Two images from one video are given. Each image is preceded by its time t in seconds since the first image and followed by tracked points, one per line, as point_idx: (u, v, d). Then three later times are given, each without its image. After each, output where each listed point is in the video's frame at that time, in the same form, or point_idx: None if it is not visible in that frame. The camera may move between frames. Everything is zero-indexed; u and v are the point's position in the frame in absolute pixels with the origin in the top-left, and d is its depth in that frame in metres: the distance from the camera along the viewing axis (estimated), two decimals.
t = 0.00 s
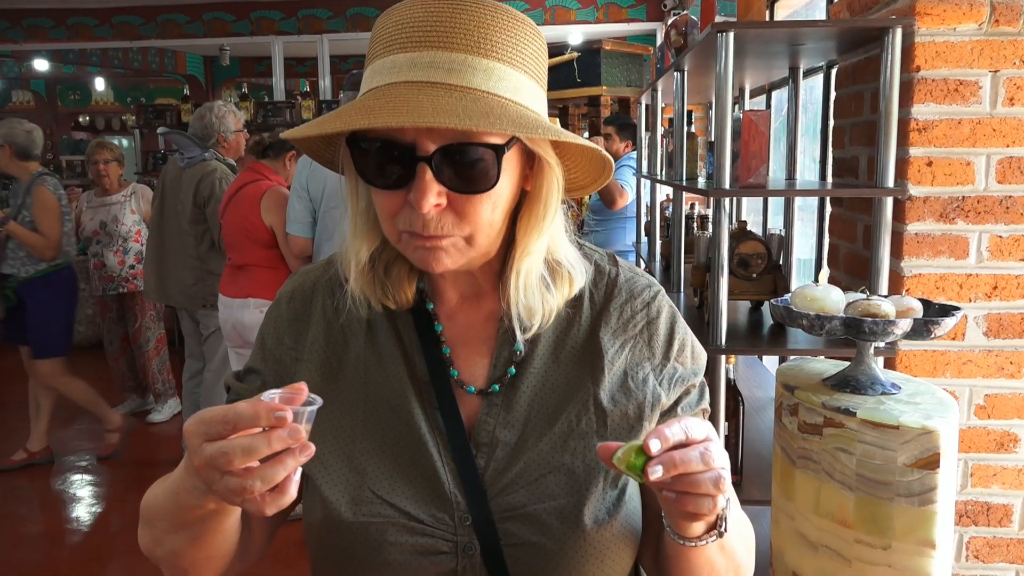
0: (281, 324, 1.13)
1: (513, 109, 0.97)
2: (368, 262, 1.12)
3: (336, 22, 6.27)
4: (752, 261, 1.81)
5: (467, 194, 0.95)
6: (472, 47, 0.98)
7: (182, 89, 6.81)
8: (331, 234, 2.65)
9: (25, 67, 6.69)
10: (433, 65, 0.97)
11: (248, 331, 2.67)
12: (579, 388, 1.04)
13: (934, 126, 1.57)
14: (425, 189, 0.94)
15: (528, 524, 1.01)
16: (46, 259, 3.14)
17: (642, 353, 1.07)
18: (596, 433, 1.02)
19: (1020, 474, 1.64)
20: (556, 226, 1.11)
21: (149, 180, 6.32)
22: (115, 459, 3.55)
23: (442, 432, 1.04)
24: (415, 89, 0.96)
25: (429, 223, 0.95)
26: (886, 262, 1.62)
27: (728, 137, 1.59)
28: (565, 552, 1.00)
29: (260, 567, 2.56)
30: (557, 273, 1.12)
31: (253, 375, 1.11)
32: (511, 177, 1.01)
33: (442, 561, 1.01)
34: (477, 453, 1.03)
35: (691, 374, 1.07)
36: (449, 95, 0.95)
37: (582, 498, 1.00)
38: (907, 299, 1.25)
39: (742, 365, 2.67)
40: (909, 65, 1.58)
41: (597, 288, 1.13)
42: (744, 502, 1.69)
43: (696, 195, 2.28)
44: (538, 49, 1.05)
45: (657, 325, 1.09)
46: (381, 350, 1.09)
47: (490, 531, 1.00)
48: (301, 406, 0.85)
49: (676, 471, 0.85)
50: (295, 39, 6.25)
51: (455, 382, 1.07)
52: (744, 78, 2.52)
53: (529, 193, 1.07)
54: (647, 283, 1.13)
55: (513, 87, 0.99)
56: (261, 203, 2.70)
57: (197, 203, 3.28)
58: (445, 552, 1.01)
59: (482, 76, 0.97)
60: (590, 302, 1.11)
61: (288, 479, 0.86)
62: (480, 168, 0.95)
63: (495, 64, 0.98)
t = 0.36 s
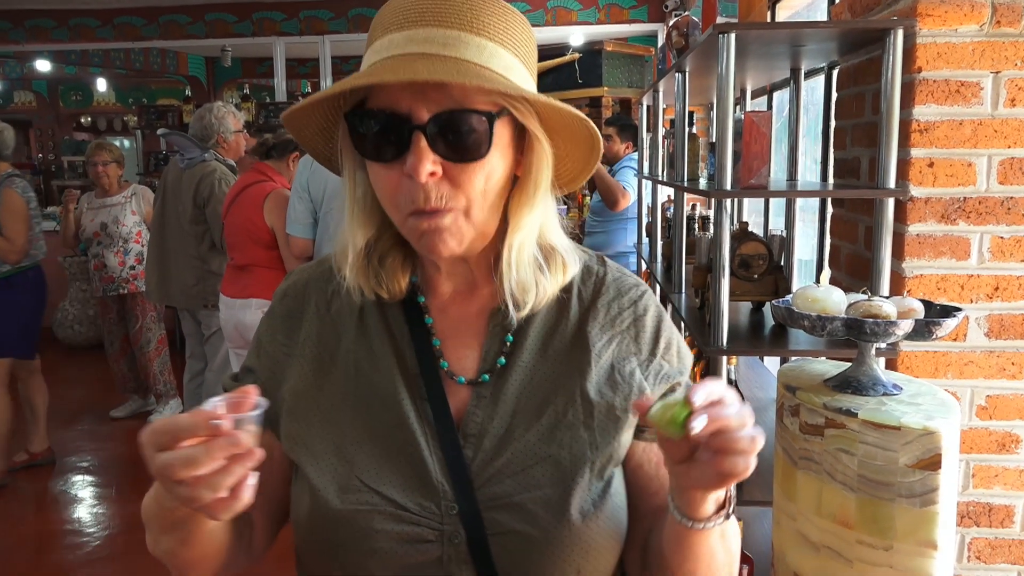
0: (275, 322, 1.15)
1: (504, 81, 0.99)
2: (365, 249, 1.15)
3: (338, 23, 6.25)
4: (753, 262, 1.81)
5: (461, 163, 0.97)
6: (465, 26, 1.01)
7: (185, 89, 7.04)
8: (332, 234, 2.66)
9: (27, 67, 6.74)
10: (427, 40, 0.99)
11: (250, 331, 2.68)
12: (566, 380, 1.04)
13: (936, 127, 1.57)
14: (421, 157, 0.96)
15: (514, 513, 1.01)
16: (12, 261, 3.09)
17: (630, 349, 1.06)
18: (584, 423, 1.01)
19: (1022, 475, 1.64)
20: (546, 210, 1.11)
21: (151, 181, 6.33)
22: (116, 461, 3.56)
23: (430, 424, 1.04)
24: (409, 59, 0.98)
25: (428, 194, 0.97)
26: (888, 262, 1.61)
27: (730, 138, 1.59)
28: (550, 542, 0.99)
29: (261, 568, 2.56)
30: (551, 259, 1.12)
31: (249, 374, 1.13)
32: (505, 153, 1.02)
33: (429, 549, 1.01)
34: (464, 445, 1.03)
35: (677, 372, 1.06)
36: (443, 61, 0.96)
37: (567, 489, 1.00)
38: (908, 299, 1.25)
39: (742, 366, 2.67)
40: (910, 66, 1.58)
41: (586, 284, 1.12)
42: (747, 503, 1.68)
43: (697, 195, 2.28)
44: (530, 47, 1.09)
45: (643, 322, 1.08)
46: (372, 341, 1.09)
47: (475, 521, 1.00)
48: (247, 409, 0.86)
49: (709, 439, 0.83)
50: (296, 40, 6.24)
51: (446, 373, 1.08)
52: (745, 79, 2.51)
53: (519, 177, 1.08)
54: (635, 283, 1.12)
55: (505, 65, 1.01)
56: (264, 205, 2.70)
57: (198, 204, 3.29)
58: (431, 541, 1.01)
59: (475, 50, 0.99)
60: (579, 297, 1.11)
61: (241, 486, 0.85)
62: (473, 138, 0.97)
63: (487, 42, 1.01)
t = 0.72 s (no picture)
0: (248, 317, 1.15)
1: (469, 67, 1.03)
2: (343, 248, 1.17)
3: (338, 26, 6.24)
4: (754, 263, 1.81)
5: (434, 147, 1.01)
6: (428, 17, 1.05)
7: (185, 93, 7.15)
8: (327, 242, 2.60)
9: (28, 71, 6.85)
10: (392, 32, 1.03)
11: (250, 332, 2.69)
12: (536, 373, 1.04)
13: (937, 128, 1.57)
14: (393, 141, 1.00)
15: (480, 502, 1.01)
16: None
17: (599, 348, 1.05)
18: (552, 414, 1.01)
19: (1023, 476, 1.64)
20: (517, 192, 1.14)
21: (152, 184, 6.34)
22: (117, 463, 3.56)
23: (399, 415, 1.04)
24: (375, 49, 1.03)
25: (401, 176, 1.01)
26: (889, 263, 1.61)
27: (731, 140, 1.59)
28: (515, 529, 1.00)
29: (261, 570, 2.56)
30: (526, 242, 1.15)
31: (221, 367, 1.12)
32: (474, 141, 1.06)
33: (394, 537, 1.01)
34: (432, 435, 1.03)
35: (645, 372, 1.06)
36: (407, 51, 1.01)
37: (534, 479, 1.00)
38: (909, 300, 1.25)
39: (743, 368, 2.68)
40: (911, 67, 1.58)
41: (557, 286, 1.12)
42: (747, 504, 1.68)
43: (698, 198, 2.29)
44: (493, 43, 1.13)
45: (613, 323, 1.07)
46: (343, 333, 1.09)
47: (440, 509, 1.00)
48: (166, 402, 0.90)
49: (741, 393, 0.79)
50: (298, 42, 6.25)
51: (417, 365, 1.07)
52: (745, 80, 2.52)
53: (489, 162, 1.10)
54: (604, 287, 1.13)
55: (469, 53, 1.06)
56: (268, 207, 2.71)
57: (196, 205, 3.29)
58: (396, 528, 1.01)
59: (437, 39, 1.03)
60: (549, 298, 1.11)
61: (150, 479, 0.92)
62: (445, 124, 1.02)
63: (451, 32, 1.05)
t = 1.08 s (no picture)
0: (208, 325, 1.19)
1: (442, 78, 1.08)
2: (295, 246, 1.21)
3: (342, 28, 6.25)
4: (759, 265, 1.80)
5: (401, 150, 1.05)
6: (408, 27, 1.09)
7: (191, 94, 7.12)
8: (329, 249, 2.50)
9: (34, 71, 6.72)
10: (371, 36, 1.07)
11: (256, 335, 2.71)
12: (493, 375, 1.07)
13: (942, 131, 1.57)
14: (363, 142, 1.03)
15: (436, 502, 1.03)
16: None
17: (556, 350, 1.09)
18: (506, 414, 1.05)
19: None
20: (474, 208, 1.18)
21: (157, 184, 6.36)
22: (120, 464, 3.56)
23: (355, 416, 1.07)
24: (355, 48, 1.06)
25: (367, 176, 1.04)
26: (894, 266, 1.61)
27: (736, 142, 1.59)
28: (471, 528, 1.02)
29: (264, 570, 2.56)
30: (481, 256, 1.18)
31: (179, 373, 1.16)
32: (440, 149, 1.10)
33: (349, 538, 1.04)
34: (389, 436, 1.06)
35: (602, 375, 1.10)
36: (384, 54, 1.04)
37: (489, 479, 1.03)
38: (915, 304, 1.25)
39: (748, 369, 2.68)
40: (917, 70, 1.57)
41: (514, 290, 1.17)
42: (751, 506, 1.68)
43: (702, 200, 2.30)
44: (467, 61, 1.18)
45: (570, 325, 1.12)
46: (301, 337, 1.13)
47: (396, 509, 1.02)
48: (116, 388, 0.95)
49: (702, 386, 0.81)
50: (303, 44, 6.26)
51: (374, 368, 1.11)
52: (750, 83, 2.52)
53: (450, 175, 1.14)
54: (562, 292, 1.17)
55: (442, 67, 1.10)
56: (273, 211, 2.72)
57: (196, 206, 3.29)
58: (351, 529, 1.04)
59: (415, 48, 1.07)
60: (506, 303, 1.15)
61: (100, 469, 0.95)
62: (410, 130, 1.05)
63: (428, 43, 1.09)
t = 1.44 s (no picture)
0: (198, 340, 1.23)
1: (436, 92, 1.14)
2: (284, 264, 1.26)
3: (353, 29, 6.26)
4: (771, 266, 1.80)
5: (398, 162, 1.10)
6: (399, 41, 1.15)
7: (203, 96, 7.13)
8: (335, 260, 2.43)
9: (47, 74, 6.68)
10: (366, 50, 1.11)
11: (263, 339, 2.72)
12: (480, 377, 1.14)
13: (956, 130, 1.56)
14: (362, 156, 1.08)
15: (431, 498, 1.10)
16: None
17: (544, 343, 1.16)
18: (494, 411, 1.11)
19: None
20: (465, 217, 1.25)
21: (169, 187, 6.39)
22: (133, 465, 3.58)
23: (349, 421, 1.13)
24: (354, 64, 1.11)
25: (366, 189, 1.09)
26: (908, 267, 1.60)
27: (749, 141, 1.58)
28: (467, 521, 1.09)
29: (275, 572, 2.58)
30: (470, 260, 1.25)
31: (174, 390, 1.20)
32: (433, 161, 1.16)
33: (348, 539, 1.09)
34: (384, 437, 1.11)
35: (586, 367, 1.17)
36: (381, 69, 1.09)
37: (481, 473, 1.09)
38: (929, 304, 1.24)
39: (761, 370, 2.67)
40: (930, 68, 1.56)
41: (500, 289, 1.23)
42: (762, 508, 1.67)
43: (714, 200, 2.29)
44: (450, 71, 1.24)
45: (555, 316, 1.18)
46: (293, 346, 1.18)
47: (394, 507, 1.08)
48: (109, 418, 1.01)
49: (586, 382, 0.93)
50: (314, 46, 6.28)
51: (365, 373, 1.17)
52: (762, 82, 2.50)
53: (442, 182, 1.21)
54: (545, 285, 1.23)
55: (435, 79, 1.16)
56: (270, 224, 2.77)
57: (203, 208, 3.32)
58: (350, 530, 1.09)
59: (409, 62, 1.12)
60: (493, 303, 1.21)
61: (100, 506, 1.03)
62: (407, 142, 1.10)
63: (420, 57, 1.15)
